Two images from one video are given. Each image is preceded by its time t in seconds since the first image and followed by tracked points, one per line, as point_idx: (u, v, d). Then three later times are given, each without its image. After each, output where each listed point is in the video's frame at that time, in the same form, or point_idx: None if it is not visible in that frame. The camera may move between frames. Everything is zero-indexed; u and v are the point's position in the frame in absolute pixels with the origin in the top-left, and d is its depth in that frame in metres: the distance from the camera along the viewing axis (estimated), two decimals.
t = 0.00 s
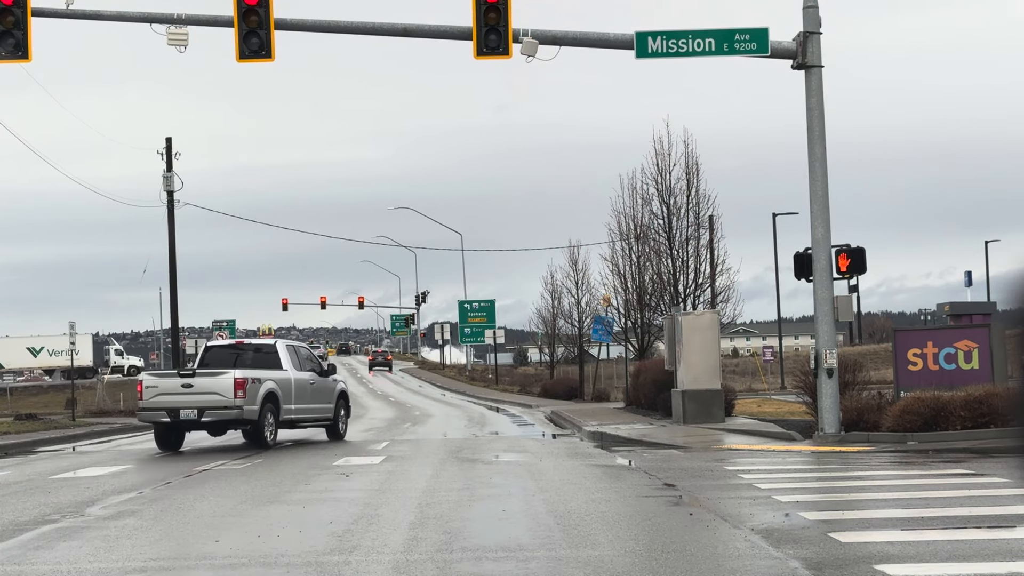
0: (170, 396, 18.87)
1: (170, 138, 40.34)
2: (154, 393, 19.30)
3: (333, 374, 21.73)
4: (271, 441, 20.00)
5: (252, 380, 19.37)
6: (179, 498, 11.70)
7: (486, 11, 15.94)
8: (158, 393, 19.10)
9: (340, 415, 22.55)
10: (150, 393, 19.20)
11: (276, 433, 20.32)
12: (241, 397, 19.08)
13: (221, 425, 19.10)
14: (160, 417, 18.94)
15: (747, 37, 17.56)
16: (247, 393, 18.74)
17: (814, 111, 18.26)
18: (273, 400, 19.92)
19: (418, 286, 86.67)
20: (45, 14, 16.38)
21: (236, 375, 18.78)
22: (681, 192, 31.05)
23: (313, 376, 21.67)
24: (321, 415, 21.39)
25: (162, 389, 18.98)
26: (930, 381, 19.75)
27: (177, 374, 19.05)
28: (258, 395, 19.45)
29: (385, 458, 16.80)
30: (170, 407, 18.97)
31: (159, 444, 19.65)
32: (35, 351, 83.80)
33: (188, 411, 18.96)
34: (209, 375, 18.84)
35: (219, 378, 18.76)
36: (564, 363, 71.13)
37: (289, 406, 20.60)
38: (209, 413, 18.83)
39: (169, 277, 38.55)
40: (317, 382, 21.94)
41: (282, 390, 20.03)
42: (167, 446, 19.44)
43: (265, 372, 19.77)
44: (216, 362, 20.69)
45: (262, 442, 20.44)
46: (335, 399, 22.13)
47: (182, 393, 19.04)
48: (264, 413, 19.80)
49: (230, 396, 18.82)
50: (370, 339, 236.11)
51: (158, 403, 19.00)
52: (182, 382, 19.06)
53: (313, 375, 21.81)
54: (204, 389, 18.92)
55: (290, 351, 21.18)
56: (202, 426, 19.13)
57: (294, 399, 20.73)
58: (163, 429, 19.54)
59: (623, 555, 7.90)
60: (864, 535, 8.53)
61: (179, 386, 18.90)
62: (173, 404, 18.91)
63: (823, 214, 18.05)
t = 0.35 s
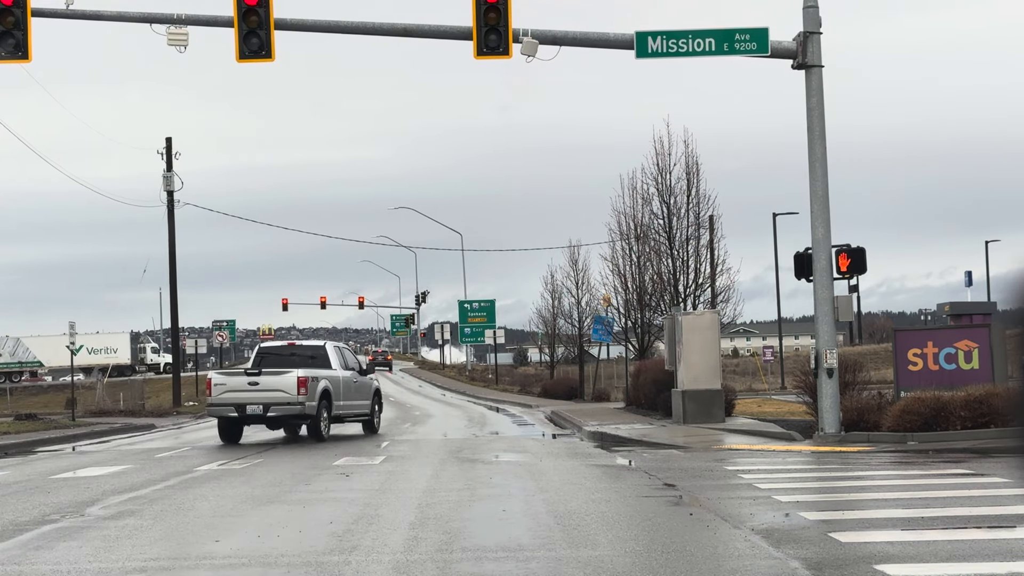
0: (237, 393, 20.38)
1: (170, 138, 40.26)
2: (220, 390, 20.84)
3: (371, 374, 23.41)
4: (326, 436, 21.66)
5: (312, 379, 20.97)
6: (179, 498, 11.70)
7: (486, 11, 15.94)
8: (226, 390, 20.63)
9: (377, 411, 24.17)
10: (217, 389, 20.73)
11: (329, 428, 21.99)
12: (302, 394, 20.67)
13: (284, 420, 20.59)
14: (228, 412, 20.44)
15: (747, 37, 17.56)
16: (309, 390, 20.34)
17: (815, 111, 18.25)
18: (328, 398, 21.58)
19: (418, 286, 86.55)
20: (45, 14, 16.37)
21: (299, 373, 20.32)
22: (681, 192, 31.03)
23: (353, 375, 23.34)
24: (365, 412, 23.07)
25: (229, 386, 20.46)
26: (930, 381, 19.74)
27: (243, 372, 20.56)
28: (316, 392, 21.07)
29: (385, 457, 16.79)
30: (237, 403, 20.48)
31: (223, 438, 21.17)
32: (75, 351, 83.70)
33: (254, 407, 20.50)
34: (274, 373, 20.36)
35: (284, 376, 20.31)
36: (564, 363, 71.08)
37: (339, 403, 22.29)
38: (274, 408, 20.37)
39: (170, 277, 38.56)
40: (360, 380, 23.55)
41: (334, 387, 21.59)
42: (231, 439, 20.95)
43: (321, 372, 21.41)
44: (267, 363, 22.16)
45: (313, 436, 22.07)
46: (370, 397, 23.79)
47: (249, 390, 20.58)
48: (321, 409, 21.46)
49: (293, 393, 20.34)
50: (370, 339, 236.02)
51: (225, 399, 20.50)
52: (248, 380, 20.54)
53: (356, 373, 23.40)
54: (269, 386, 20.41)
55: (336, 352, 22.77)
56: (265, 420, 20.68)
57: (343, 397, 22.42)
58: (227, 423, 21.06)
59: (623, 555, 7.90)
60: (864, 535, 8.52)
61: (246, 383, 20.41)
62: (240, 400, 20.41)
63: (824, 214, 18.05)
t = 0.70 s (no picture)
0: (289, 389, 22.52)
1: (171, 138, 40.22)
2: (271, 388, 23.01)
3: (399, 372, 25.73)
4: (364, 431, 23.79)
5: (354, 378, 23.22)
6: (178, 498, 11.69)
7: (486, 11, 15.94)
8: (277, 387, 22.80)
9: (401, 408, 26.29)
10: (270, 387, 22.96)
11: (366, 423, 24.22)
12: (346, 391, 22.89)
13: (329, 415, 22.88)
14: (279, 407, 22.75)
15: (747, 37, 17.57)
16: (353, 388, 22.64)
17: (814, 111, 18.26)
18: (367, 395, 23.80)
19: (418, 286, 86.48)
20: (45, 14, 16.38)
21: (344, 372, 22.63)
22: (681, 191, 31.02)
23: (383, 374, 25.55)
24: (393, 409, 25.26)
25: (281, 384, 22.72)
26: (930, 381, 19.74)
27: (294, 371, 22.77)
28: (357, 391, 23.28)
29: (385, 458, 16.78)
30: (288, 399, 22.76)
31: (271, 433, 23.17)
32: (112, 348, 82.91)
33: (303, 403, 22.75)
34: (322, 372, 22.60)
35: (332, 373, 22.53)
36: (564, 363, 71.05)
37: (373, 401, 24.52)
38: (321, 405, 22.68)
39: (170, 277, 38.54)
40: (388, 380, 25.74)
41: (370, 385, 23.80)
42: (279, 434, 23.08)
43: (361, 372, 23.64)
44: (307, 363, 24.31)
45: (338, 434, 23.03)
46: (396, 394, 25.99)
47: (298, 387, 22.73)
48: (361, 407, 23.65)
49: (339, 391, 22.61)
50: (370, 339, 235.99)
51: (277, 396, 22.80)
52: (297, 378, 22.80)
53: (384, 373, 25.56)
54: (317, 384, 22.72)
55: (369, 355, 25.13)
56: (311, 415, 22.91)
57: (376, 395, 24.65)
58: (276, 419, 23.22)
59: (622, 555, 7.89)
60: (864, 535, 8.52)
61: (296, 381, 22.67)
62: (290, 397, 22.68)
63: (824, 214, 18.05)
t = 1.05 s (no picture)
0: (326, 387, 24.52)
1: (170, 138, 40.21)
2: (310, 386, 25.03)
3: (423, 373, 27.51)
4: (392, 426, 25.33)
5: (386, 377, 25.19)
6: (179, 498, 11.71)
7: (486, 11, 15.94)
8: (316, 385, 24.83)
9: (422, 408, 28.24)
10: (309, 385, 24.83)
11: (396, 419, 26.20)
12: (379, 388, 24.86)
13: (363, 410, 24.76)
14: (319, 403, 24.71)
15: (747, 37, 17.57)
16: (386, 385, 24.48)
17: (814, 111, 18.26)
18: (396, 392, 25.78)
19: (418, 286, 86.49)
20: (45, 14, 16.38)
21: (378, 371, 24.46)
22: (681, 192, 31.02)
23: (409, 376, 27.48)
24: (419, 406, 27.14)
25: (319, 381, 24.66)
26: (930, 381, 19.74)
27: (331, 370, 24.74)
28: (389, 388, 25.29)
29: (385, 458, 16.79)
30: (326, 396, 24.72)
31: (309, 427, 25.21)
32: (148, 347, 85.47)
33: (340, 400, 24.65)
34: (358, 371, 24.54)
35: (366, 372, 24.47)
36: (564, 363, 71.10)
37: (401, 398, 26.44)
38: (358, 401, 24.56)
39: (170, 277, 38.58)
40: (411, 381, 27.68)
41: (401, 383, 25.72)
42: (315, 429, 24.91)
43: (393, 371, 25.56)
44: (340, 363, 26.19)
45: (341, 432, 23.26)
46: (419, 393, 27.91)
47: (335, 385, 24.71)
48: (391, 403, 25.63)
49: (373, 387, 24.50)
50: (371, 339, 236.13)
51: (316, 393, 24.77)
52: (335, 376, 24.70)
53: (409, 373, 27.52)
54: (354, 381, 24.58)
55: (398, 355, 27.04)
56: (347, 411, 24.80)
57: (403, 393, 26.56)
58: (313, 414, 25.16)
59: (622, 555, 7.90)
60: (864, 535, 8.52)
61: (334, 379, 24.57)
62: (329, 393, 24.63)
63: (823, 214, 18.05)
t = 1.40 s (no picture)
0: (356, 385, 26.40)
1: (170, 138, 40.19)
2: (339, 385, 26.84)
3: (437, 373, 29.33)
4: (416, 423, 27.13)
5: (410, 377, 27.14)
6: (179, 498, 11.71)
7: (486, 11, 15.94)
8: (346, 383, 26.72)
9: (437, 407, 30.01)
10: (340, 383, 26.65)
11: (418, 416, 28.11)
12: (404, 387, 26.81)
13: (390, 406, 26.73)
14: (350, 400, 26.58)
15: (747, 37, 17.56)
16: (411, 382, 26.47)
17: (815, 111, 18.26)
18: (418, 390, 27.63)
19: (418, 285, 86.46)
20: (45, 15, 16.38)
21: (404, 370, 26.48)
22: (681, 192, 31.01)
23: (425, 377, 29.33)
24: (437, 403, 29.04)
25: (349, 380, 26.55)
26: (930, 381, 19.74)
27: (360, 370, 26.66)
28: (413, 387, 27.21)
29: (385, 458, 16.79)
30: (356, 393, 26.57)
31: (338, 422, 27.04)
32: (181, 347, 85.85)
33: (369, 397, 26.54)
34: (385, 370, 26.48)
35: (392, 371, 26.45)
36: (564, 363, 71.10)
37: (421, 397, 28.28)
38: (385, 397, 26.49)
39: (170, 278, 38.60)
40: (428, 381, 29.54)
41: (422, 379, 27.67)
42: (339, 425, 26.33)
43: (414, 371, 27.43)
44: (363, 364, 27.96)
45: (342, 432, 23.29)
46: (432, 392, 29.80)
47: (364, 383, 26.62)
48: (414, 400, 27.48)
49: (400, 385, 26.51)
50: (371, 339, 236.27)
51: (346, 391, 26.63)
52: (363, 375, 26.63)
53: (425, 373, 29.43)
54: (382, 380, 26.49)
55: (417, 357, 28.90)
56: (376, 407, 26.66)
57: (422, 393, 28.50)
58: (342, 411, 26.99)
59: (623, 555, 7.89)
60: (864, 535, 8.52)
61: (364, 378, 26.50)
62: (359, 391, 26.51)
63: (824, 214, 18.05)
